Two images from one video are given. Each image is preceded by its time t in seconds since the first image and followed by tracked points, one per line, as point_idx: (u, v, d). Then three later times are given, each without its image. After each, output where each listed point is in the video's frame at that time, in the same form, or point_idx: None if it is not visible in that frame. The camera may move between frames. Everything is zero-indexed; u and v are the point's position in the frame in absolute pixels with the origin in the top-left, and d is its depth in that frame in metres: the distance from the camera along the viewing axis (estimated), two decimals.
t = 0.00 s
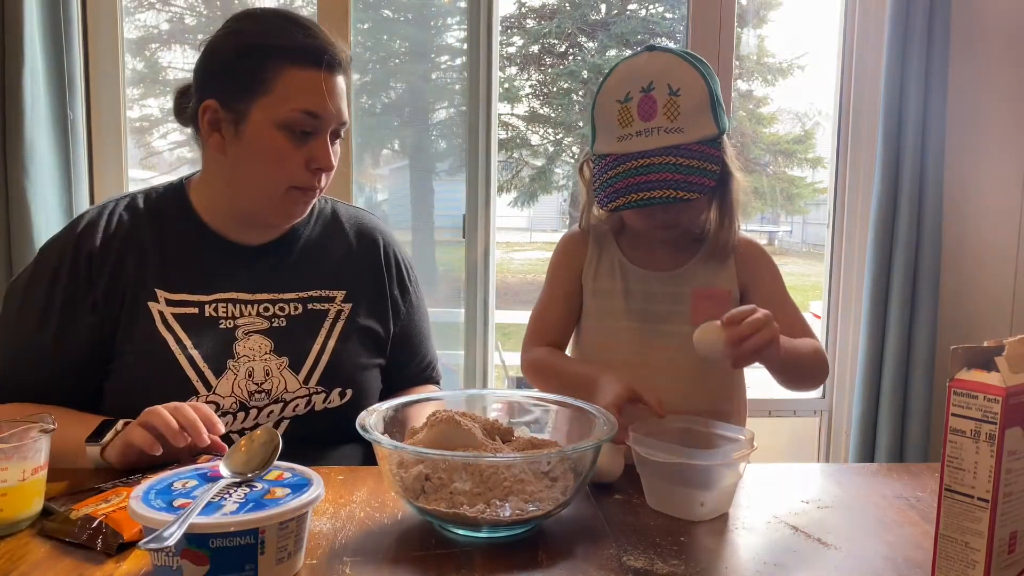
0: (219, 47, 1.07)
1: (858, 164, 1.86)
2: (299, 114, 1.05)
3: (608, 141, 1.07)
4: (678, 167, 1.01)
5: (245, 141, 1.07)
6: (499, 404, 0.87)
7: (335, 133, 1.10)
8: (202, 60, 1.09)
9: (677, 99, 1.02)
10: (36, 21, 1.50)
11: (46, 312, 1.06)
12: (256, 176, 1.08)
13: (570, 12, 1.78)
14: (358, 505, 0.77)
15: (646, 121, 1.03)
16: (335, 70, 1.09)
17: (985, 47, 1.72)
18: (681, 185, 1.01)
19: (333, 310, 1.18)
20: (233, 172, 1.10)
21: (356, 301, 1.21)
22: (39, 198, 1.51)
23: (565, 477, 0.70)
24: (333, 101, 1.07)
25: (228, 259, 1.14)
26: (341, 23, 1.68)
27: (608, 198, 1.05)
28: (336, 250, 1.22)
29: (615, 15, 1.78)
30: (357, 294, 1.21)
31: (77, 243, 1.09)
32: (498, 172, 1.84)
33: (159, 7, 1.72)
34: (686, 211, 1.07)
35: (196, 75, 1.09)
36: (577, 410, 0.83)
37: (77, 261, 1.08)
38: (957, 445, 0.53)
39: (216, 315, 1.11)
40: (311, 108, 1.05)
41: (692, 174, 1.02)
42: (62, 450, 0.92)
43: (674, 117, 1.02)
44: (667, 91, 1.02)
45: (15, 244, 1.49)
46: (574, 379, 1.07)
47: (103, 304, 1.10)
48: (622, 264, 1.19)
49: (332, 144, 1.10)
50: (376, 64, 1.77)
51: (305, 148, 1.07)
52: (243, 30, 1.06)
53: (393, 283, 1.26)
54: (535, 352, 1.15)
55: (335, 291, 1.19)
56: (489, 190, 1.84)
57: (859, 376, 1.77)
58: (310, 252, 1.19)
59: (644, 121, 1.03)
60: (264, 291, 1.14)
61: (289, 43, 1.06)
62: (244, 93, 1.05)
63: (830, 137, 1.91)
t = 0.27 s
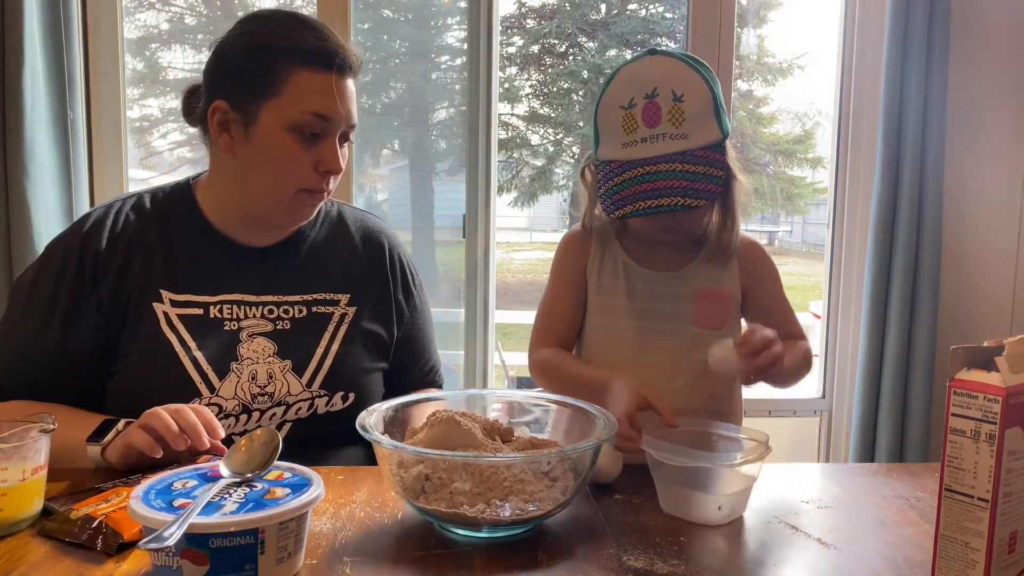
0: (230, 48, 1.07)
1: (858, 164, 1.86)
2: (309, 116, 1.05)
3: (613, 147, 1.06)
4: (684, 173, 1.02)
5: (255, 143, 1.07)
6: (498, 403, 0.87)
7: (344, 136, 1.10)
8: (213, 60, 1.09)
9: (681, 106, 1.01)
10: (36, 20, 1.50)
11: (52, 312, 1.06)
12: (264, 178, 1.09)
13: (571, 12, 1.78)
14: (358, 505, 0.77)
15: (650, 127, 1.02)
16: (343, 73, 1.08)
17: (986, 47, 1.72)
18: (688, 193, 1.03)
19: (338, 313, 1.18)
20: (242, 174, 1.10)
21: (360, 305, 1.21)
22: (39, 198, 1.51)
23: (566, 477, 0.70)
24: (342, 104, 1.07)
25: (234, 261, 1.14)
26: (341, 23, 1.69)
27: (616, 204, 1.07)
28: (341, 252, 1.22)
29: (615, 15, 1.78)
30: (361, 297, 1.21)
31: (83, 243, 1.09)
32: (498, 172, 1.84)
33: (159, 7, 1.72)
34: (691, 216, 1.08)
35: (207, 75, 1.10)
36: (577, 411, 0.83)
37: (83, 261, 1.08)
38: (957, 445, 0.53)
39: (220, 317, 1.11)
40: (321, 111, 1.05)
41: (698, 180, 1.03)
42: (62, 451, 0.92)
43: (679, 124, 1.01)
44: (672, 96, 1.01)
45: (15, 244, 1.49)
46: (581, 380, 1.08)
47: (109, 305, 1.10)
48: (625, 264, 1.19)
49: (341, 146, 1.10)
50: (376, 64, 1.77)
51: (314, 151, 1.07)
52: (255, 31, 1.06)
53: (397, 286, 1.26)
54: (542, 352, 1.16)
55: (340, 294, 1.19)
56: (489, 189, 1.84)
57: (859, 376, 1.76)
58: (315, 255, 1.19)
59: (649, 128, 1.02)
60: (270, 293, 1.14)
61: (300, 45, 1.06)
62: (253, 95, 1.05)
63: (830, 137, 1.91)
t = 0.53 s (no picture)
0: (238, 50, 1.07)
1: (858, 164, 1.86)
2: (317, 119, 1.05)
3: (625, 153, 1.05)
4: (698, 181, 1.01)
5: (262, 144, 1.06)
6: (498, 403, 0.87)
7: (350, 139, 1.10)
8: (219, 61, 1.09)
9: (695, 112, 1.02)
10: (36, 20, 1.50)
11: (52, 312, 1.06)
12: (268, 179, 1.08)
13: (571, 12, 1.78)
14: (358, 505, 0.77)
15: (663, 134, 1.03)
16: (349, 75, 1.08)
17: (985, 47, 1.73)
18: (703, 201, 1.01)
19: (340, 315, 1.18)
20: (246, 175, 1.10)
21: (363, 307, 1.21)
22: (39, 198, 1.51)
23: (566, 477, 0.70)
24: (348, 106, 1.07)
25: (235, 261, 1.14)
26: (341, 23, 1.68)
27: (628, 213, 1.06)
28: (343, 254, 1.22)
29: (615, 15, 1.77)
30: (364, 299, 1.21)
31: (86, 243, 1.09)
32: (498, 172, 1.84)
33: (159, 7, 1.72)
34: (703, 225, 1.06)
35: (213, 77, 1.10)
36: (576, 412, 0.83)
37: (85, 261, 1.09)
38: (957, 445, 0.53)
39: (222, 318, 1.11)
40: (329, 114, 1.05)
41: (713, 189, 1.02)
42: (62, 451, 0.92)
43: (693, 130, 1.02)
44: (685, 103, 1.02)
45: (15, 244, 1.49)
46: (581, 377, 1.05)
47: (110, 306, 1.10)
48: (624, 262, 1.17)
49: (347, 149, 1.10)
50: (376, 64, 1.77)
51: (320, 153, 1.07)
52: (265, 34, 1.06)
53: (399, 288, 1.26)
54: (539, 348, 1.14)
55: (342, 296, 1.19)
56: (489, 189, 1.84)
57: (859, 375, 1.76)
58: (318, 257, 1.19)
59: (663, 134, 1.02)
60: (272, 295, 1.14)
61: (309, 48, 1.06)
62: (260, 97, 1.05)
63: (830, 137, 1.91)
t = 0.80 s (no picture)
0: (240, 48, 1.07)
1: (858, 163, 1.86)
2: (320, 119, 1.05)
3: (625, 155, 1.04)
4: (700, 184, 1.02)
5: (266, 143, 1.06)
6: (499, 406, 0.87)
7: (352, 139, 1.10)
8: (221, 60, 1.09)
9: (696, 115, 1.03)
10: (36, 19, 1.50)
11: (52, 312, 1.06)
12: (272, 179, 1.08)
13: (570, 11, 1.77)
14: (358, 507, 0.77)
15: (666, 135, 1.03)
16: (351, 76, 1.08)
17: (985, 47, 1.73)
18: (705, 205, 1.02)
19: (341, 317, 1.18)
20: (249, 175, 1.10)
21: (364, 309, 1.21)
22: (39, 197, 1.51)
23: (566, 479, 0.70)
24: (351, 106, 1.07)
25: (236, 261, 1.14)
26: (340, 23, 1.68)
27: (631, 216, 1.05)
28: (344, 255, 1.21)
29: (615, 14, 1.77)
30: (365, 301, 1.21)
31: (86, 243, 1.09)
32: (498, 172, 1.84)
33: (159, 6, 1.72)
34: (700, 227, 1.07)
35: (216, 76, 1.09)
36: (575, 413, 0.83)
37: (86, 261, 1.09)
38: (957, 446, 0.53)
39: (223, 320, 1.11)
40: (332, 114, 1.05)
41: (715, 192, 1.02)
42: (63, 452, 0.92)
43: (695, 133, 1.03)
44: (686, 105, 1.03)
45: (15, 244, 1.49)
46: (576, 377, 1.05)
47: (110, 305, 1.10)
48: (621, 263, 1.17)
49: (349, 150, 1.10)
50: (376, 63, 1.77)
51: (323, 153, 1.07)
52: (268, 34, 1.06)
53: (400, 289, 1.25)
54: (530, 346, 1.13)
55: (343, 297, 1.19)
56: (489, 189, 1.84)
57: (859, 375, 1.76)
58: (320, 258, 1.19)
59: (666, 136, 1.02)
60: (274, 296, 1.14)
61: (313, 48, 1.06)
62: (262, 96, 1.05)
63: (830, 136, 1.90)
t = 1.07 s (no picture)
0: (241, 50, 1.07)
1: (858, 164, 1.86)
2: (323, 121, 1.05)
3: (623, 158, 1.05)
4: (697, 185, 1.02)
5: (267, 145, 1.07)
6: (498, 404, 0.87)
7: (353, 140, 1.10)
8: (223, 61, 1.09)
9: (691, 116, 1.02)
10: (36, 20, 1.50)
11: (52, 312, 1.06)
12: (275, 180, 1.09)
13: (570, 12, 1.77)
14: (358, 505, 0.77)
15: (661, 139, 1.03)
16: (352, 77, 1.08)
17: (986, 48, 1.73)
18: (704, 205, 1.02)
19: (341, 317, 1.18)
20: (251, 176, 1.10)
21: (364, 309, 1.21)
22: (40, 198, 1.51)
23: (565, 477, 0.70)
24: (353, 108, 1.07)
25: (236, 261, 1.14)
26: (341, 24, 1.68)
27: (630, 218, 1.04)
28: (344, 255, 1.22)
29: (616, 15, 1.77)
30: (365, 301, 1.21)
31: (86, 243, 1.09)
32: (498, 172, 1.84)
33: (159, 7, 1.72)
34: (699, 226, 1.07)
35: (217, 76, 1.09)
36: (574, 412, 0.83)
37: (86, 261, 1.09)
38: (957, 444, 0.53)
39: (223, 319, 1.11)
40: (334, 116, 1.05)
41: (713, 192, 1.02)
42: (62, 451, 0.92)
43: (690, 134, 1.03)
44: (682, 107, 1.02)
45: (15, 244, 1.49)
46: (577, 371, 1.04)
47: (110, 305, 1.10)
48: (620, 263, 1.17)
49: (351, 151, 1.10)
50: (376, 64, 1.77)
51: (325, 155, 1.07)
52: (269, 35, 1.06)
53: (400, 289, 1.25)
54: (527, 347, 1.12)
55: (343, 298, 1.19)
56: (489, 189, 1.84)
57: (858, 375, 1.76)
58: (320, 258, 1.20)
59: (661, 139, 1.03)
60: (274, 296, 1.14)
61: (314, 49, 1.06)
62: (265, 98, 1.05)
63: (830, 137, 1.91)
